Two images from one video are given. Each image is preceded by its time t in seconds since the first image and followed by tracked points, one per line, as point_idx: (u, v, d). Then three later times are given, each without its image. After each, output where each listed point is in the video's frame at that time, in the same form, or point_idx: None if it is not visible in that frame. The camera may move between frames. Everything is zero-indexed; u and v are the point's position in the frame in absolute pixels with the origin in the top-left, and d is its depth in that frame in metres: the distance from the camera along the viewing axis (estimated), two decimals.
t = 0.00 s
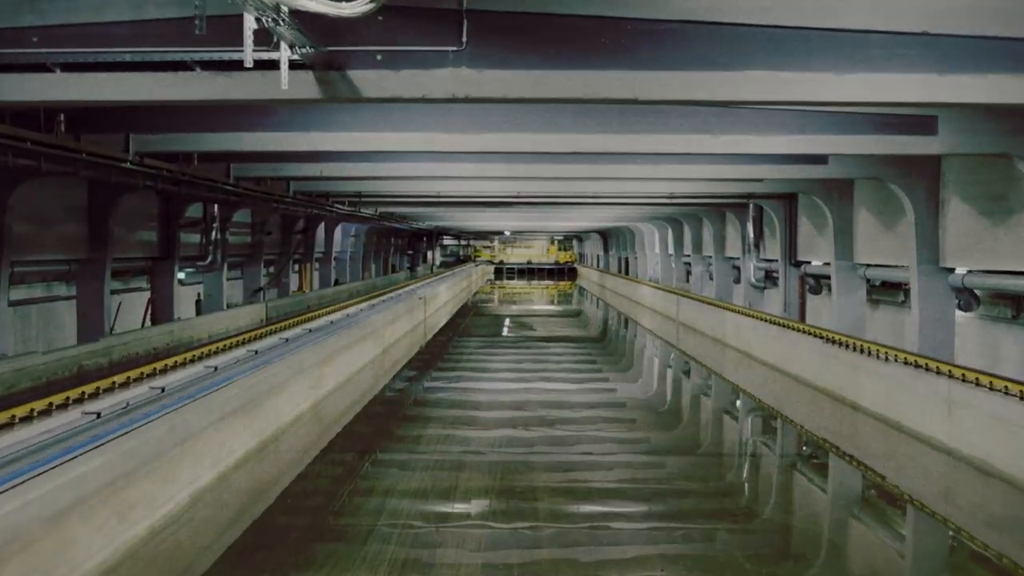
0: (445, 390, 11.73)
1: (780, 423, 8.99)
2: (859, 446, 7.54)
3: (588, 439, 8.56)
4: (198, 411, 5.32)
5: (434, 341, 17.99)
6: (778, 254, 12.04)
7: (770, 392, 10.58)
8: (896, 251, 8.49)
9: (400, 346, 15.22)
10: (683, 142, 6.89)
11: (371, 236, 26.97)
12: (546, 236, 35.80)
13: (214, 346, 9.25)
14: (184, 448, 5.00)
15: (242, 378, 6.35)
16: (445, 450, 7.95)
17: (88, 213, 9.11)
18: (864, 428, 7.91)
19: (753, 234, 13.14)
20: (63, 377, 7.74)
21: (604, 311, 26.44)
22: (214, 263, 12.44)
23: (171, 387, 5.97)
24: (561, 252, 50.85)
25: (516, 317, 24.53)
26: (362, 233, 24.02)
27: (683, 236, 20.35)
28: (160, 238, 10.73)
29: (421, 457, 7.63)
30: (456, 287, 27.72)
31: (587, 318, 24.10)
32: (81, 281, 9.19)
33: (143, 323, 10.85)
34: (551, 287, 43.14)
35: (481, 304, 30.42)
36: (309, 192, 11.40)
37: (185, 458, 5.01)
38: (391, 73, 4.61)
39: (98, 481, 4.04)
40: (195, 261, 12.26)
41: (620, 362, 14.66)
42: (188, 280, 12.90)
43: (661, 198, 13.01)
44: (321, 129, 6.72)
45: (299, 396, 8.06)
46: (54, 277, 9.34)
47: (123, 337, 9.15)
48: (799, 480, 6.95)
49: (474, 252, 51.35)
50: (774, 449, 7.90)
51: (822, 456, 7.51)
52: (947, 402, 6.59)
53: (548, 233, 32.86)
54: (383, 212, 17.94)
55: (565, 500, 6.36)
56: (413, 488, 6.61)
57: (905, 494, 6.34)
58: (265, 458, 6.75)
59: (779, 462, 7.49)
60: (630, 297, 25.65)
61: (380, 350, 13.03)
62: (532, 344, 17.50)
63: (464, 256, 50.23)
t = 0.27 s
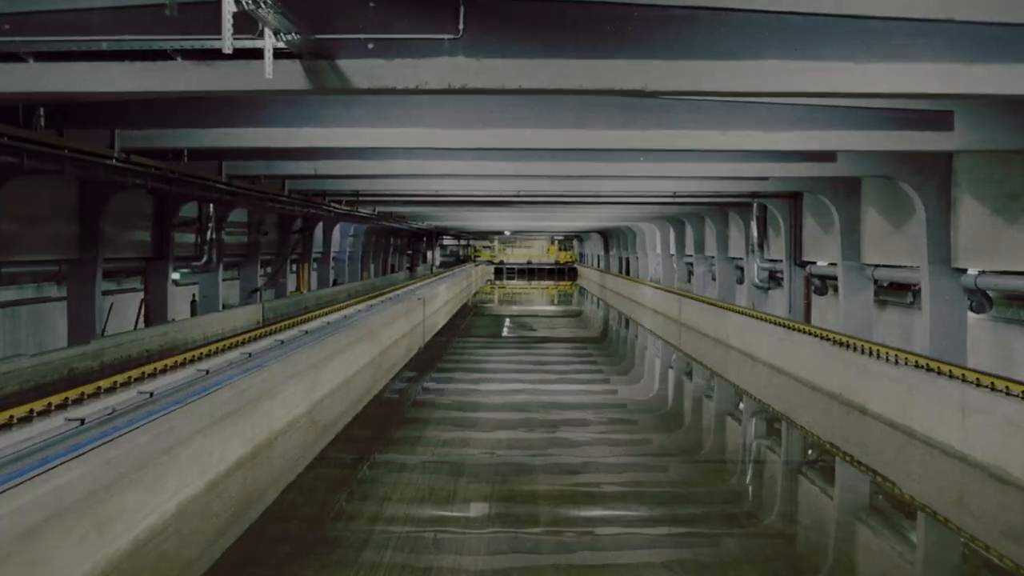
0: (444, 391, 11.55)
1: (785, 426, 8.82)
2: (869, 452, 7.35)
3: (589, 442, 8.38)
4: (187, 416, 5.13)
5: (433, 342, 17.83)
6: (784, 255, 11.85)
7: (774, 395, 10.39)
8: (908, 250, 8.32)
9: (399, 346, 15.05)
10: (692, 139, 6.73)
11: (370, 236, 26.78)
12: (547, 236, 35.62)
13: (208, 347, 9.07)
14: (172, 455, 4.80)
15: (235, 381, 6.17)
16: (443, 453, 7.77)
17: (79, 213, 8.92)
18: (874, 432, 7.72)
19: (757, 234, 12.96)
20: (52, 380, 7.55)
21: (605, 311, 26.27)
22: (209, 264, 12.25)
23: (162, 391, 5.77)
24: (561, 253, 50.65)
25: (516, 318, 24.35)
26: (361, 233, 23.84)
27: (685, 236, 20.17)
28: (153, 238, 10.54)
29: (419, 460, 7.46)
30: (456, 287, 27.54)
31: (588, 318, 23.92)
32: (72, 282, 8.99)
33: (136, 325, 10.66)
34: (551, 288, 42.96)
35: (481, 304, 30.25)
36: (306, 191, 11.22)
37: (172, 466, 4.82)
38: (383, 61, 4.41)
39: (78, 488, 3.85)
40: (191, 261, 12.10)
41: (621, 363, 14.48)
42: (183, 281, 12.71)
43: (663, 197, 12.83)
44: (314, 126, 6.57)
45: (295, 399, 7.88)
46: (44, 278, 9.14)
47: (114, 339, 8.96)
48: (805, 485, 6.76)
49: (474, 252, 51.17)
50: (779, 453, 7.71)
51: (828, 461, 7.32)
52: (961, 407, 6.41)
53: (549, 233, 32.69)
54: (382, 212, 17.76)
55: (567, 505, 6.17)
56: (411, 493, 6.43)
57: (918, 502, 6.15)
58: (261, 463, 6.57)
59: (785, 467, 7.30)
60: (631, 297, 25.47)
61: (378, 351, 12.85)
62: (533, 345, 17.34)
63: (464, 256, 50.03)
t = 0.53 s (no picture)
0: (444, 393, 11.41)
1: (790, 429, 8.65)
2: (877, 456, 7.19)
3: (590, 443, 8.22)
4: (177, 423, 4.96)
5: (433, 343, 17.74)
6: (789, 255, 11.72)
7: (778, 397, 10.25)
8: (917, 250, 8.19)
9: (398, 347, 14.93)
10: (696, 136, 6.64)
11: (370, 237, 26.65)
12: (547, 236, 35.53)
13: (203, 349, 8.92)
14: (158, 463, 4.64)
15: (229, 384, 6.00)
16: (443, 455, 7.61)
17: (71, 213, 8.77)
18: (881, 436, 7.57)
19: (761, 234, 12.85)
20: (41, 383, 7.38)
21: (605, 311, 26.14)
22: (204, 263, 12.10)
23: (152, 395, 5.61)
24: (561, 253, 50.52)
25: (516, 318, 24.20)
26: (360, 233, 23.75)
27: (686, 236, 20.05)
28: (148, 238, 10.39)
29: (417, 463, 7.29)
30: (456, 287, 27.42)
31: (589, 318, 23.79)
32: (63, 283, 8.83)
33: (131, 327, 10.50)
34: (551, 288, 42.84)
35: (482, 304, 30.13)
36: (304, 189, 11.08)
37: (157, 475, 4.66)
38: (375, 51, 4.22)
39: (56, 504, 3.68)
40: (186, 261, 11.97)
41: (622, 364, 14.35)
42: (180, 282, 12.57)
43: (664, 196, 12.74)
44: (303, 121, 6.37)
45: (291, 402, 7.72)
46: (36, 278, 8.98)
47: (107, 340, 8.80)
48: (811, 491, 6.60)
49: (474, 252, 51.07)
50: (784, 457, 7.56)
51: (833, 466, 7.18)
52: (973, 412, 6.25)
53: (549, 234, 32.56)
54: (381, 211, 17.68)
55: (567, 508, 6.02)
56: (409, 497, 6.27)
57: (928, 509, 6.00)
58: (256, 468, 6.40)
59: (789, 471, 7.14)
60: (632, 298, 25.35)
61: (377, 352, 12.71)
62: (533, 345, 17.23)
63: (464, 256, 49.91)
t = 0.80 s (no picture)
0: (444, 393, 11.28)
1: (794, 432, 8.51)
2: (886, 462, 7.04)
3: (592, 445, 8.08)
4: (164, 428, 4.81)
5: (432, 342, 17.65)
6: (793, 254, 11.59)
7: (783, 398, 10.11)
8: (926, 250, 8.06)
9: (397, 348, 14.81)
10: (702, 132, 6.50)
11: (369, 237, 26.54)
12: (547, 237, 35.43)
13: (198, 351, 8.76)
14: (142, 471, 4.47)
15: (222, 386, 5.85)
16: (443, 457, 7.46)
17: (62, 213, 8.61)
18: (891, 440, 7.41)
19: (764, 234, 12.72)
20: (32, 385, 7.22)
21: (606, 311, 25.98)
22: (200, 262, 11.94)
23: (138, 399, 5.45)
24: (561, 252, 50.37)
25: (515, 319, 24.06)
26: (360, 232, 23.65)
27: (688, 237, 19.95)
28: (142, 237, 10.23)
29: (417, 466, 7.14)
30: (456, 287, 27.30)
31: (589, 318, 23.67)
32: (54, 284, 8.66)
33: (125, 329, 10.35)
34: (551, 288, 42.67)
35: (481, 304, 30.03)
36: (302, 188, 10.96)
37: (143, 481, 4.49)
38: (364, 40, 4.06)
39: (31, 518, 3.52)
40: (181, 262, 11.81)
41: (622, 364, 14.22)
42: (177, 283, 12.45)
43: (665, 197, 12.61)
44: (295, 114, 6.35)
45: (287, 403, 7.56)
46: (27, 279, 8.82)
47: (99, 340, 8.65)
48: (818, 495, 6.46)
49: (474, 252, 50.91)
50: (789, 461, 7.41)
51: (841, 471, 7.02)
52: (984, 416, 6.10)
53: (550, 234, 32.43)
54: (378, 211, 17.58)
55: (569, 511, 5.88)
56: (410, 500, 6.14)
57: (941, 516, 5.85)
58: (250, 471, 6.24)
59: (793, 473, 6.99)
60: (632, 297, 25.22)
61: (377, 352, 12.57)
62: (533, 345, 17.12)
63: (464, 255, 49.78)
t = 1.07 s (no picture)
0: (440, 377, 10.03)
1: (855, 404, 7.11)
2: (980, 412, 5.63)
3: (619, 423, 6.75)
4: (208, 454, 3.66)
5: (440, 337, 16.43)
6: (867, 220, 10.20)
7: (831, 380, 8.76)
8: None
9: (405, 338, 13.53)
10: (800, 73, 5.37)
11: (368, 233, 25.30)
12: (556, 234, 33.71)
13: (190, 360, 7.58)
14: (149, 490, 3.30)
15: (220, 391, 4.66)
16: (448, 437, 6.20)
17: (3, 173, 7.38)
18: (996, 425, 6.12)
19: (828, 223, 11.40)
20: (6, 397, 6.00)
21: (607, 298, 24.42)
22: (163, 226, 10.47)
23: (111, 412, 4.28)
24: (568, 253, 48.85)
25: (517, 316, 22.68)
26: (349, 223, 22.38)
27: (708, 233, 18.70)
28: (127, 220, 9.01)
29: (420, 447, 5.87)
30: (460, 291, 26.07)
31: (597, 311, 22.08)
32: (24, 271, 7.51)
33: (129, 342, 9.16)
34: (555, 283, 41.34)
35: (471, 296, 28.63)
36: (300, 175, 9.83)
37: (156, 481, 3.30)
38: None
39: None
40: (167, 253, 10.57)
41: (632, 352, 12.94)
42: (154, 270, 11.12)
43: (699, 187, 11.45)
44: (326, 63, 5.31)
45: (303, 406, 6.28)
46: None
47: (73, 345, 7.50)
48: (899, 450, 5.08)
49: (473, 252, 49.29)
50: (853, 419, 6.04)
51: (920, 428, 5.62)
52: None
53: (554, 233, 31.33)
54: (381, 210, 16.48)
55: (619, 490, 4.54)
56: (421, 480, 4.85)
57: None
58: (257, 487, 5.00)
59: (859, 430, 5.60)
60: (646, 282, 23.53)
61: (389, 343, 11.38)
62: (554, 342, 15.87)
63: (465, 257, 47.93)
